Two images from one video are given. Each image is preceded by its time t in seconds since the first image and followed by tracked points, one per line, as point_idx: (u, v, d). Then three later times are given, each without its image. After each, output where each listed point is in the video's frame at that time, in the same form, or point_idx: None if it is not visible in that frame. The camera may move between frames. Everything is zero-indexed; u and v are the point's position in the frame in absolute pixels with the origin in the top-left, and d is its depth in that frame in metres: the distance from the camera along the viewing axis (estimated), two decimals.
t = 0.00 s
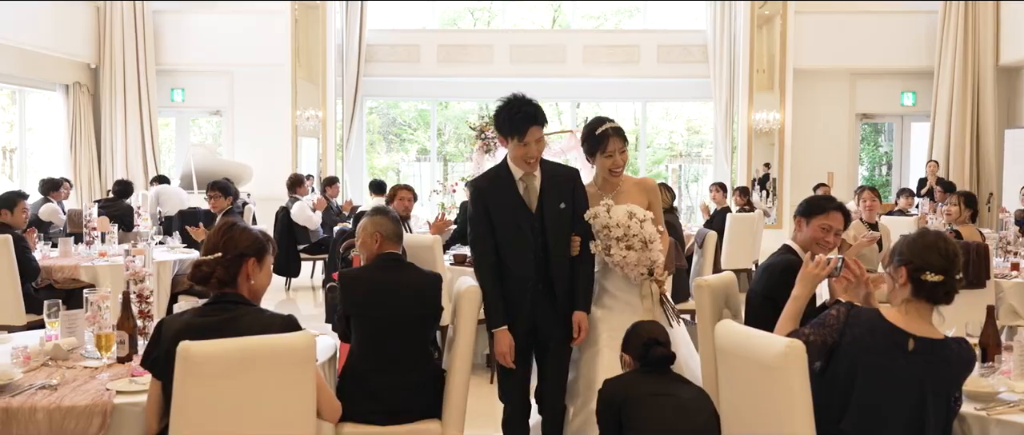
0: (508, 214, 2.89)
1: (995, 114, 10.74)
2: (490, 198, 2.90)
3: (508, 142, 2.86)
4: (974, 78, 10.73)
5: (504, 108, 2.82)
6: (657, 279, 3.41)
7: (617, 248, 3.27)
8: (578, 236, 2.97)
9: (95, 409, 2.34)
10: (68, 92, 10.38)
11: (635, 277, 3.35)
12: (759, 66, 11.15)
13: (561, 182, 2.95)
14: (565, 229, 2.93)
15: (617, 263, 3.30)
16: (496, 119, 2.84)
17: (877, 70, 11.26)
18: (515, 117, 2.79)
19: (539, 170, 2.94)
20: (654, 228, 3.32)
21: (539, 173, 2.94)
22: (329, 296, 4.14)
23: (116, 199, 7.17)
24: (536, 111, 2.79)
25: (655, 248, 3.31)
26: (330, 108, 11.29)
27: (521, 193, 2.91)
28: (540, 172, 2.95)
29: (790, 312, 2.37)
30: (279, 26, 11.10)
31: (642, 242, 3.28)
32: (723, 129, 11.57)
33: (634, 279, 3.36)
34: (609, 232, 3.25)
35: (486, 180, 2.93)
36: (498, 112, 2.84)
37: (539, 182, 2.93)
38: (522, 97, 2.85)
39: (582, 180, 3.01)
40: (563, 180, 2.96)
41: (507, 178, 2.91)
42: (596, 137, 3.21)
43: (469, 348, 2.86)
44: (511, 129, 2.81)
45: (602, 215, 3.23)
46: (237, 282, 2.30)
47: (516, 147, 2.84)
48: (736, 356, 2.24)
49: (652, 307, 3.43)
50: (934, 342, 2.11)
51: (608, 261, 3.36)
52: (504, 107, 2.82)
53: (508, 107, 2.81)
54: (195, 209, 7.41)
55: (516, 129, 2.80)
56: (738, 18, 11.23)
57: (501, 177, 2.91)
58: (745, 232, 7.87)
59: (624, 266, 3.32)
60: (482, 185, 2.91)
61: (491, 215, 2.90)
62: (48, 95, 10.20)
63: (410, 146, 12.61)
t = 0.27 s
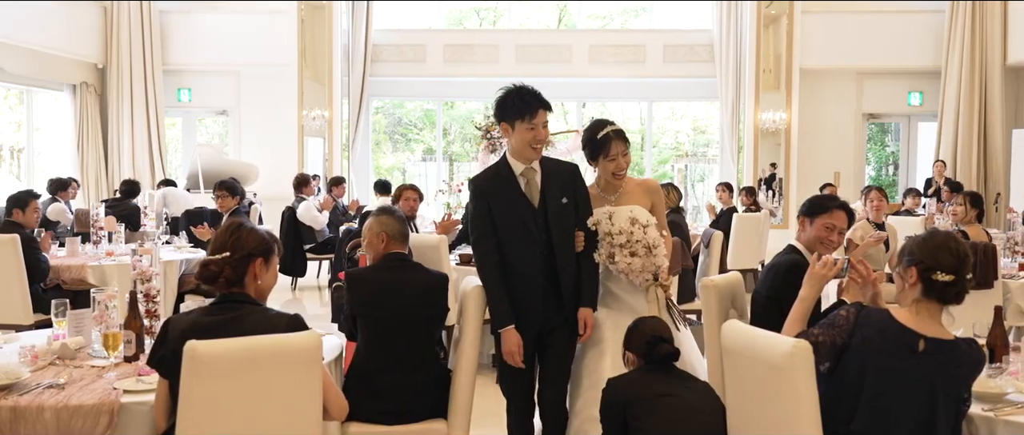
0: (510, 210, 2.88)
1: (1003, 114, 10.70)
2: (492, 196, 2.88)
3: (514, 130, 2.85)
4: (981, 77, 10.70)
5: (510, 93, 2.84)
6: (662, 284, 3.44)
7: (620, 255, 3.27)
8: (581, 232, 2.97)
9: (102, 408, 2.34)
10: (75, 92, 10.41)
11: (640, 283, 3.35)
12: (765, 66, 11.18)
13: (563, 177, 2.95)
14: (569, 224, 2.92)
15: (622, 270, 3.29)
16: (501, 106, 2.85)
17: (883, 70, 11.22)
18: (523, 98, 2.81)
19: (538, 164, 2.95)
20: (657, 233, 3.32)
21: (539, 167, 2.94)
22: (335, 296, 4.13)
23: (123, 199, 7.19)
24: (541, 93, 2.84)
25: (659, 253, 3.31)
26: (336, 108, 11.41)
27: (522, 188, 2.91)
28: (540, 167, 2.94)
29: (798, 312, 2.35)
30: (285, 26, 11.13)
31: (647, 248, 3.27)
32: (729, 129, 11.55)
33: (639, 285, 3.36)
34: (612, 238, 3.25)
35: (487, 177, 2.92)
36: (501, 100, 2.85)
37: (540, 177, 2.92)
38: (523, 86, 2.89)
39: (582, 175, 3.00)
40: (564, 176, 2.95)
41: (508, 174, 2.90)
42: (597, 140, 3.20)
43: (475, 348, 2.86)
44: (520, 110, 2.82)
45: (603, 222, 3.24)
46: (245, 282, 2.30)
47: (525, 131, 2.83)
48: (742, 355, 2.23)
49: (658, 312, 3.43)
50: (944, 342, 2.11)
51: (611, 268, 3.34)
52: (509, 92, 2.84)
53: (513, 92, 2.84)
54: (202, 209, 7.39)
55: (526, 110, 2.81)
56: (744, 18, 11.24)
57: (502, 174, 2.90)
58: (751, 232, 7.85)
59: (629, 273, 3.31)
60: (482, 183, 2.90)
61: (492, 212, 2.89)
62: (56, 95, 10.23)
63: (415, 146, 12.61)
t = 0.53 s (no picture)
0: (513, 210, 2.85)
1: (1010, 115, 10.67)
2: (494, 194, 2.85)
3: (519, 124, 2.82)
4: (988, 77, 10.67)
5: (514, 89, 2.83)
6: (667, 291, 3.39)
7: (624, 262, 3.24)
8: (585, 231, 2.92)
9: (110, 408, 2.34)
10: (82, 92, 10.43)
11: (645, 290, 3.32)
12: (772, 66, 11.14)
13: (565, 176, 2.92)
14: (572, 223, 2.89)
15: (625, 277, 3.26)
16: (505, 101, 2.82)
17: (890, 70, 11.19)
18: (529, 93, 2.80)
19: (539, 162, 2.91)
20: (660, 239, 3.31)
21: (541, 166, 2.91)
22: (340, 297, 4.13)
23: (129, 199, 7.21)
24: (547, 90, 2.84)
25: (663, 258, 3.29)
26: (342, 108, 11.40)
27: (525, 187, 2.88)
28: (542, 165, 2.92)
29: (805, 313, 2.35)
30: (291, 25, 11.14)
31: (650, 255, 3.25)
32: (735, 129, 11.53)
33: (644, 291, 3.33)
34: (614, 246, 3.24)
35: (490, 177, 2.89)
36: (507, 96, 2.83)
37: (542, 175, 2.89)
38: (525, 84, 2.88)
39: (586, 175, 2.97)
40: (567, 175, 2.92)
41: (510, 173, 2.87)
42: (598, 145, 3.16)
43: (480, 347, 2.88)
44: (526, 104, 2.80)
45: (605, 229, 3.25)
46: (254, 283, 2.30)
47: (530, 125, 2.81)
48: (748, 355, 2.23)
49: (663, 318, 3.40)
50: (953, 344, 2.10)
51: (615, 275, 3.31)
52: (515, 88, 2.83)
53: (518, 88, 2.83)
54: (208, 209, 7.36)
55: (532, 104, 2.80)
56: (751, 17, 11.22)
57: (504, 173, 2.87)
58: (757, 232, 7.83)
59: (633, 280, 3.29)
60: (485, 182, 2.87)
61: (494, 212, 2.85)
62: (63, 95, 10.25)
63: (421, 146, 12.62)
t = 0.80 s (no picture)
0: (515, 211, 2.84)
1: (1017, 114, 10.63)
2: (496, 196, 2.84)
3: (522, 125, 2.82)
4: (995, 77, 10.64)
5: (518, 89, 2.83)
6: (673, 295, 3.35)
7: (631, 267, 3.22)
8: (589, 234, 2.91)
9: (116, 407, 2.34)
10: (89, 92, 10.45)
11: (651, 294, 3.30)
12: (778, 66, 11.12)
13: (569, 178, 2.92)
14: (577, 226, 2.88)
15: (632, 283, 3.23)
16: (509, 102, 2.82)
17: (897, 69, 11.16)
18: (533, 93, 2.81)
19: (542, 164, 2.91)
20: (666, 242, 3.29)
21: (544, 168, 2.92)
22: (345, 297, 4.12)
23: (136, 199, 7.23)
24: (551, 91, 2.84)
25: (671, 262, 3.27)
26: (348, 108, 11.22)
27: (528, 187, 2.88)
28: (545, 166, 2.92)
29: (812, 314, 2.33)
30: (297, 25, 11.17)
31: (657, 259, 3.23)
32: (741, 129, 11.52)
33: (650, 296, 3.31)
34: (621, 250, 3.21)
35: (493, 178, 2.88)
36: (510, 97, 2.83)
37: (546, 176, 2.90)
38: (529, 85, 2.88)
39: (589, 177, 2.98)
40: (571, 177, 2.93)
41: (512, 174, 2.87)
42: (600, 145, 3.14)
43: (486, 347, 2.89)
44: (530, 105, 2.80)
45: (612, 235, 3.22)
46: (263, 283, 2.31)
47: (534, 126, 2.81)
48: (755, 354, 2.22)
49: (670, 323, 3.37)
50: (962, 345, 2.10)
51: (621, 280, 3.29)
52: (519, 88, 2.83)
53: (522, 88, 2.83)
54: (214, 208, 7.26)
55: (537, 104, 2.80)
56: (757, 17, 11.20)
57: (506, 174, 2.87)
58: (763, 232, 7.81)
59: (641, 285, 3.26)
60: (489, 183, 2.86)
61: (497, 214, 2.83)
62: (69, 95, 10.27)
63: (426, 146, 12.63)
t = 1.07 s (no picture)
0: (515, 212, 2.77)
1: None
2: (496, 196, 2.77)
3: (526, 125, 2.76)
4: (1001, 77, 10.62)
5: (521, 89, 2.76)
6: (677, 295, 3.36)
7: (638, 268, 3.20)
8: (593, 237, 2.86)
9: (122, 406, 2.35)
10: (95, 92, 10.45)
11: (657, 295, 3.29)
12: (783, 66, 11.08)
13: (569, 179, 2.85)
14: (579, 228, 2.81)
15: (641, 284, 3.22)
16: (512, 101, 2.76)
17: (903, 70, 11.14)
18: (537, 93, 2.74)
19: (544, 165, 2.85)
20: (671, 242, 3.30)
21: (545, 169, 2.85)
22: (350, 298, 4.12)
23: (142, 199, 7.24)
24: (555, 90, 2.77)
25: (677, 262, 3.27)
26: (353, 108, 11.31)
27: (528, 188, 2.82)
28: (546, 167, 2.85)
29: (820, 314, 2.31)
30: (302, 26, 11.17)
31: (664, 259, 3.23)
32: (746, 129, 11.50)
33: (656, 297, 3.30)
34: (629, 251, 3.19)
35: (491, 178, 2.81)
36: (514, 96, 2.76)
37: (547, 178, 2.83)
38: (533, 84, 2.81)
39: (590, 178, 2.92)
40: (572, 178, 2.87)
41: (512, 175, 2.80)
42: (602, 143, 3.10)
43: (489, 348, 2.87)
44: (534, 105, 2.73)
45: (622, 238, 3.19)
46: (271, 282, 2.32)
47: (537, 126, 2.75)
48: (761, 355, 2.21)
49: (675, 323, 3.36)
50: (971, 346, 2.09)
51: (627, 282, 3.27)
52: (523, 87, 2.76)
53: (527, 87, 2.76)
54: (220, 209, 7.25)
55: (541, 105, 2.73)
56: (763, 17, 11.17)
57: (506, 175, 2.80)
58: (769, 232, 7.80)
59: (647, 287, 3.26)
60: (486, 183, 2.79)
61: (496, 214, 2.77)
62: (75, 95, 10.28)
63: (432, 146, 12.64)
